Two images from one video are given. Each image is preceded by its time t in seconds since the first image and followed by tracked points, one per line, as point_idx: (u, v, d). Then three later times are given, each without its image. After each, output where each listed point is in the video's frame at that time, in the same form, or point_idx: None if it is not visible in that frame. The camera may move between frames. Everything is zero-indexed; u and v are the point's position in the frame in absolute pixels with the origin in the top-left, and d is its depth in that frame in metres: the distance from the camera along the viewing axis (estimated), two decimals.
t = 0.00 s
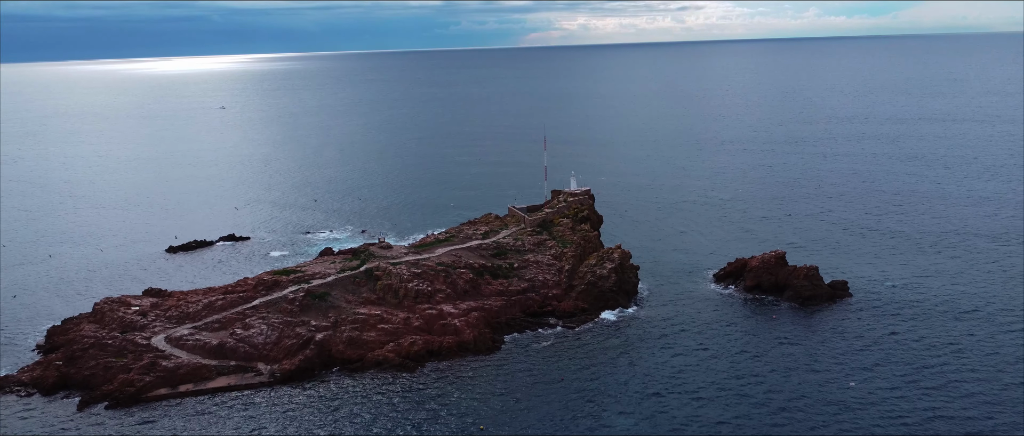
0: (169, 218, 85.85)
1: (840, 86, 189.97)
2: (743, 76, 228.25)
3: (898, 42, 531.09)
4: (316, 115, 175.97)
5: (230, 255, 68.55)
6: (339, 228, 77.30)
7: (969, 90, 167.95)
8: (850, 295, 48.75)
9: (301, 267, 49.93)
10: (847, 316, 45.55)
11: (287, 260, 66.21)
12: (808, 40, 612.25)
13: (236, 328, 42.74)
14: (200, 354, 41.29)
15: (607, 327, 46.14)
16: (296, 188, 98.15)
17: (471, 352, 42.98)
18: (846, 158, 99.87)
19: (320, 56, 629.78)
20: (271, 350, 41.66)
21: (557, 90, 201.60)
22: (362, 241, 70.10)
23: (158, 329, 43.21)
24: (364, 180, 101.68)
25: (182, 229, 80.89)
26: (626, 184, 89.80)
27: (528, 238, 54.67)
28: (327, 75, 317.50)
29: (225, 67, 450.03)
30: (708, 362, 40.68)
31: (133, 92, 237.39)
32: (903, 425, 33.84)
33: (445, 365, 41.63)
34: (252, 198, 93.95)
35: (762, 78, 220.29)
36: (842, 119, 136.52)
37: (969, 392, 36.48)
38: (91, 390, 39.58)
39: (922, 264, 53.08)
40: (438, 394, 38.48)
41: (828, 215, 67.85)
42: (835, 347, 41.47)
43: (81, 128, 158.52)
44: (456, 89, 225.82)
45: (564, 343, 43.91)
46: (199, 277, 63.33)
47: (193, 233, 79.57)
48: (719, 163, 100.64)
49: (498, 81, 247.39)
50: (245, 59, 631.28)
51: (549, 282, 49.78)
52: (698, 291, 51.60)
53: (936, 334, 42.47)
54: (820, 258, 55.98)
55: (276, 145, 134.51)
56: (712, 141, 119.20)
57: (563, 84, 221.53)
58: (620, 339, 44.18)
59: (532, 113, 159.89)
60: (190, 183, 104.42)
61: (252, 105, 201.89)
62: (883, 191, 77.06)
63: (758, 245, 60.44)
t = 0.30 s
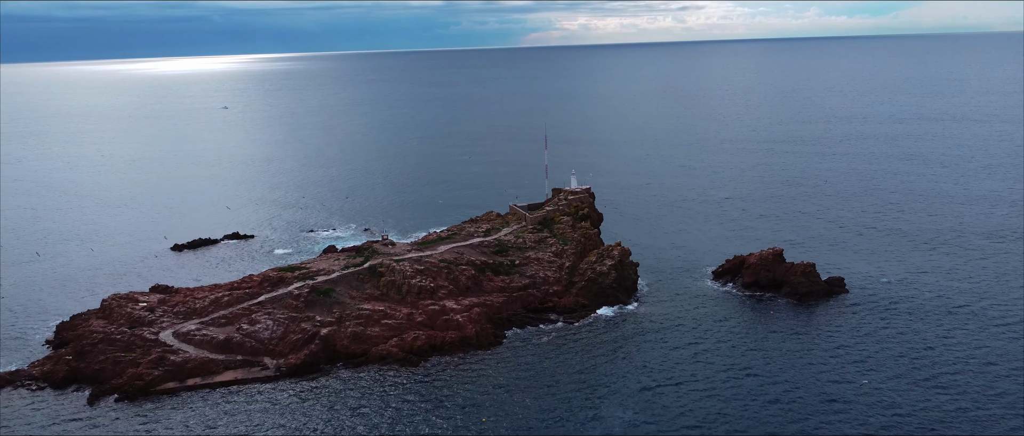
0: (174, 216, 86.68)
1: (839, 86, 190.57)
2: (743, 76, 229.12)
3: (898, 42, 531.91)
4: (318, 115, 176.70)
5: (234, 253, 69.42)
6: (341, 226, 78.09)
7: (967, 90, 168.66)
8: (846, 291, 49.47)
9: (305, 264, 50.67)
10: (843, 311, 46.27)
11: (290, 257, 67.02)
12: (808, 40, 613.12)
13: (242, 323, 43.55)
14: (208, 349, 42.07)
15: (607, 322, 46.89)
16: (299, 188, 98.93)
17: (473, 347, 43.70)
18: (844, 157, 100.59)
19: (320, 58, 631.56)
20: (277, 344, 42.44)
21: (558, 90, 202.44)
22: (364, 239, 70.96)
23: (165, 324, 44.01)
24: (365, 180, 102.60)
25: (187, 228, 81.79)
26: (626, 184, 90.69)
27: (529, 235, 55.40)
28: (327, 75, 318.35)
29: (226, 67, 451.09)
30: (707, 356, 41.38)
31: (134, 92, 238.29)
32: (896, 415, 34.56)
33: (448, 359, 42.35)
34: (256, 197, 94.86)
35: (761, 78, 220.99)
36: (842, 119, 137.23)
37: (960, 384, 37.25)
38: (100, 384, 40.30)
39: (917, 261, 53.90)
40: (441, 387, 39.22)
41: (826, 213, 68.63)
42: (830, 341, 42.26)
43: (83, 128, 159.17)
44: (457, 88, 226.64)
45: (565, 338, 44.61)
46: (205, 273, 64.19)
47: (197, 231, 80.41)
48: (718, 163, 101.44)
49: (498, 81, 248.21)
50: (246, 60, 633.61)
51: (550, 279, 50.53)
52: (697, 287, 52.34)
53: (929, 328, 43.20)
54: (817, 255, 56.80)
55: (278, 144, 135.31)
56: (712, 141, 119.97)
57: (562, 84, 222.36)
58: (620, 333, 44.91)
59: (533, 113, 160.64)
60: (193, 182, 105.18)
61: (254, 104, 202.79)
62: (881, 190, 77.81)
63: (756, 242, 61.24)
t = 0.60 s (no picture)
0: (178, 215, 87.55)
1: (839, 86, 191.13)
2: (743, 76, 229.81)
3: (898, 42, 532.03)
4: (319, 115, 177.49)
5: (238, 251, 70.29)
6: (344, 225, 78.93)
7: (966, 89, 169.20)
8: (842, 287, 50.24)
9: (309, 261, 51.40)
10: (839, 307, 46.96)
11: (294, 255, 67.86)
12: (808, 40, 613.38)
13: (248, 319, 44.31)
14: (214, 343, 42.85)
15: (606, 317, 47.66)
16: (301, 187, 99.74)
17: (475, 341, 44.43)
18: (843, 156, 101.34)
19: (321, 58, 632.64)
20: (282, 339, 43.20)
21: (558, 90, 203.19)
22: (367, 236, 71.75)
23: (173, 319, 44.79)
24: (367, 179, 103.40)
25: (190, 226, 82.59)
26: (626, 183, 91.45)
27: (530, 232, 56.17)
28: (328, 74, 319.17)
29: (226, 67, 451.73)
30: (704, 350, 42.10)
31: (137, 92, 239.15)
32: (889, 406, 35.27)
33: (450, 354, 43.10)
34: (259, 196, 95.72)
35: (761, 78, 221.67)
36: (841, 118, 137.91)
37: (952, 375, 38.00)
38: (109, 378, 41.09)
39: (911, 257, 54.71)
40: (444, 380, 39.95)
41: (823, 211, 69.36)
42: (826, 335, 42.99)
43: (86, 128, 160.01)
44: (457, 88, 227.52)
45: (565, 333, 45.34)
46: (210, 270, 65.05)
47: (202, 229, 81.26)
48: (718, 162, 102.20)
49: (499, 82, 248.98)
50: (246, 60, 634.55)
51: (550, 276, 51.26)
52: (695, 284, 53.08)
53: (922, 323, 43.94)
54: (814, 252, 57.55)
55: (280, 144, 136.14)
56: (711, 140, 120.74)
57: (562, 83, 223.08)
58: (619, 328, 45.62)
59: (534, 113, 161.33)
60: (196, 182, 106.02)
61: (255, 105, 203.56)
62: (878, 189, 78.59)
63: (754, 240, 62.02)
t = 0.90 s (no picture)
0: (182, 215, 88.39)
1: (839, 85, 191.61)
2: (743, 76, 230.45)
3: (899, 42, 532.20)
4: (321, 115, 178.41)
5: (243, 248, 71.14)
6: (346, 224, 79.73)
7: (965, 89, 169.60)
8: (839, 284, 50.92)
9: (313, 258, 52.15)
10: (835, 302, 47.70)
11: (298, 253, 68.67)
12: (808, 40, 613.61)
13: (254, 314, 45.08)
14: (221, 338, 43.61)
15: (606, 313, 48.38)
16: (304, 187, 100.59)
17: (476, 337, 45.15)
18: (842, 156, 101.96)
19: (321, 59, 634.53)
20: (288, 335, 43.95)
21: (559, 90, 203.89)
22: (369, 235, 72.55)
23: (180, 315, 45.57)
24: (369, 179, 104.26)
25: (194, 225, 83.40)
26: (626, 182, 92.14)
27: (531, 230, 56.91)
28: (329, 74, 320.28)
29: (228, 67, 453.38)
30: (703, 344, 42.80)
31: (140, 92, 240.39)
32: (882, 398, 35.96)
33: (453, 349, 43.82)
34: (262, 195, 96.65)
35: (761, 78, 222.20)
36: (840, 118, 138.52)
37: (945, 368, 38.67)
38: (118, 372, 41.85)
39: (908, 254, 55.36)
40: (447, 374, 40.66)
41: (821, 210, 70.01)
42: (822, 330, 43.68)
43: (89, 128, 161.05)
44: (459, 88, 228.44)
45: (565, 329, 46.03)
46: (215, 268, 65.90)
47: (205, 227, 82.08)
48: (718, 162, 102.83)
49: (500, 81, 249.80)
50: (247, 60, 636.20)
51: (551, 272, 51.98)
52: (694, 281, 53.78)
53: (918, 318, 44.59)
54: (811, 250, 58.23)
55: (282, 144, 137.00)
56: (711, 140, 121.43)
57: (563, 83, 223.85)
58: (619, 324, 46.34)
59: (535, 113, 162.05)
60: (200, 182, 106.90)
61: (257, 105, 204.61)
62: (875, 188, 79.22)
63: (753, 238, 62.71)
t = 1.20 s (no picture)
0: (185, 213, 89.27)
1: (838, 85, 192.20)
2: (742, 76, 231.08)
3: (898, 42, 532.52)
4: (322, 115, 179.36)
5: (247, 246, 72.00)
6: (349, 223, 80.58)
7: (964, 88, 170.11)
8: (836, 280, 51.62)
9: (317, 255, 52.90)
10: (831, 297, 48.48)
11: (301, 251, 69.52)
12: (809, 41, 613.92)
13: (259, 310, 45.85)
14: (227, 333, 44.37)
15: (605, 309, 49.15)
16: (307, 186, 101.37)
17: (478, 332, 45.87)
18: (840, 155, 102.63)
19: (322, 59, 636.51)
20: (293, 330, 44.71)
21: (559, 90, 204.65)
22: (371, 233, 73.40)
23: (186, 310, 46.34)
24: (370, 178, 105.11)
25: (198, 224, 84.28)
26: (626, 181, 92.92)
27: (532, 227, 57.67)
28: (329, 74, 321.31)
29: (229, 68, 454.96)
30: (700, 338, 43.53)
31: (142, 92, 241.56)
32: (875, 389, 36.71)
33: (454, 343, 44.56)
34: (265, 194, 97.56)
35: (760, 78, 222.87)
36: (839, 117, 139.24)
37: (938, 361, 39.39)
38: (126, 366, 42.61)
39: (903, 252, 56.08)
40: (449, 368, 41.39)
41: (819, 209, 70.69)
42: (817, 324, 44.43)
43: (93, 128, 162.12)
44: (459, 88, 229.29)
45: (565, 324, 46.77)
46: (219, 265, 66.75)
47: (209, 226, 82.99)
48: (716, 161, 103.54)
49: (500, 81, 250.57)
50: (249, 60, 638.56)
51: (551, 269, 52.71)
52: (692, 277, 54.53)
53: (912, 313, 45.32)
54: (809, 247, 58.98)
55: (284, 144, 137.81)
56: (710, 139, 122.19)
57: (563, 83, 224.61)
58: (618, 319, 47.12)
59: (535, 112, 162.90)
60: (202, 181, 107.81)
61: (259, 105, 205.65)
62: (873, 187, 79.88)
63: (751, 235, 63.48)
